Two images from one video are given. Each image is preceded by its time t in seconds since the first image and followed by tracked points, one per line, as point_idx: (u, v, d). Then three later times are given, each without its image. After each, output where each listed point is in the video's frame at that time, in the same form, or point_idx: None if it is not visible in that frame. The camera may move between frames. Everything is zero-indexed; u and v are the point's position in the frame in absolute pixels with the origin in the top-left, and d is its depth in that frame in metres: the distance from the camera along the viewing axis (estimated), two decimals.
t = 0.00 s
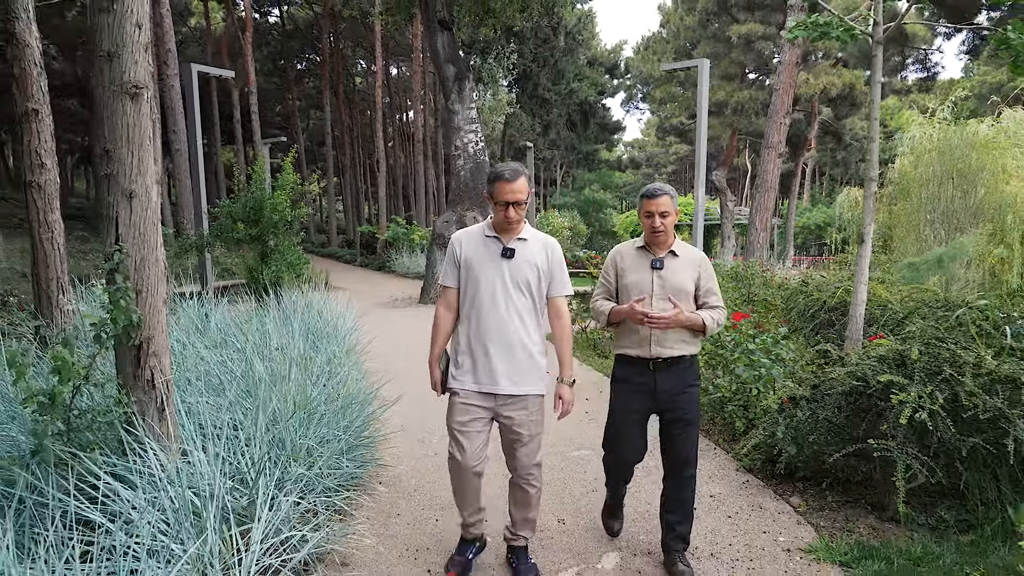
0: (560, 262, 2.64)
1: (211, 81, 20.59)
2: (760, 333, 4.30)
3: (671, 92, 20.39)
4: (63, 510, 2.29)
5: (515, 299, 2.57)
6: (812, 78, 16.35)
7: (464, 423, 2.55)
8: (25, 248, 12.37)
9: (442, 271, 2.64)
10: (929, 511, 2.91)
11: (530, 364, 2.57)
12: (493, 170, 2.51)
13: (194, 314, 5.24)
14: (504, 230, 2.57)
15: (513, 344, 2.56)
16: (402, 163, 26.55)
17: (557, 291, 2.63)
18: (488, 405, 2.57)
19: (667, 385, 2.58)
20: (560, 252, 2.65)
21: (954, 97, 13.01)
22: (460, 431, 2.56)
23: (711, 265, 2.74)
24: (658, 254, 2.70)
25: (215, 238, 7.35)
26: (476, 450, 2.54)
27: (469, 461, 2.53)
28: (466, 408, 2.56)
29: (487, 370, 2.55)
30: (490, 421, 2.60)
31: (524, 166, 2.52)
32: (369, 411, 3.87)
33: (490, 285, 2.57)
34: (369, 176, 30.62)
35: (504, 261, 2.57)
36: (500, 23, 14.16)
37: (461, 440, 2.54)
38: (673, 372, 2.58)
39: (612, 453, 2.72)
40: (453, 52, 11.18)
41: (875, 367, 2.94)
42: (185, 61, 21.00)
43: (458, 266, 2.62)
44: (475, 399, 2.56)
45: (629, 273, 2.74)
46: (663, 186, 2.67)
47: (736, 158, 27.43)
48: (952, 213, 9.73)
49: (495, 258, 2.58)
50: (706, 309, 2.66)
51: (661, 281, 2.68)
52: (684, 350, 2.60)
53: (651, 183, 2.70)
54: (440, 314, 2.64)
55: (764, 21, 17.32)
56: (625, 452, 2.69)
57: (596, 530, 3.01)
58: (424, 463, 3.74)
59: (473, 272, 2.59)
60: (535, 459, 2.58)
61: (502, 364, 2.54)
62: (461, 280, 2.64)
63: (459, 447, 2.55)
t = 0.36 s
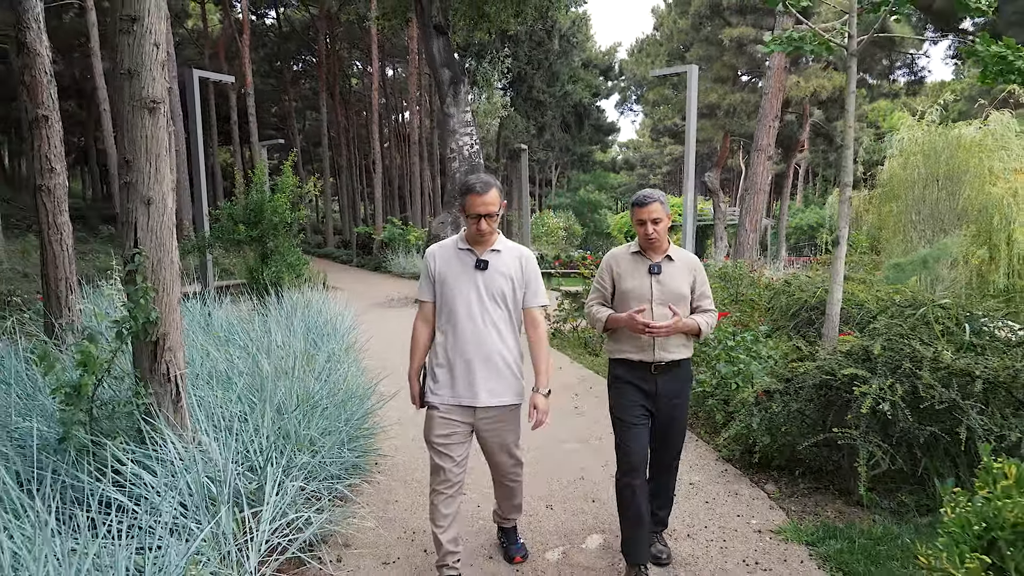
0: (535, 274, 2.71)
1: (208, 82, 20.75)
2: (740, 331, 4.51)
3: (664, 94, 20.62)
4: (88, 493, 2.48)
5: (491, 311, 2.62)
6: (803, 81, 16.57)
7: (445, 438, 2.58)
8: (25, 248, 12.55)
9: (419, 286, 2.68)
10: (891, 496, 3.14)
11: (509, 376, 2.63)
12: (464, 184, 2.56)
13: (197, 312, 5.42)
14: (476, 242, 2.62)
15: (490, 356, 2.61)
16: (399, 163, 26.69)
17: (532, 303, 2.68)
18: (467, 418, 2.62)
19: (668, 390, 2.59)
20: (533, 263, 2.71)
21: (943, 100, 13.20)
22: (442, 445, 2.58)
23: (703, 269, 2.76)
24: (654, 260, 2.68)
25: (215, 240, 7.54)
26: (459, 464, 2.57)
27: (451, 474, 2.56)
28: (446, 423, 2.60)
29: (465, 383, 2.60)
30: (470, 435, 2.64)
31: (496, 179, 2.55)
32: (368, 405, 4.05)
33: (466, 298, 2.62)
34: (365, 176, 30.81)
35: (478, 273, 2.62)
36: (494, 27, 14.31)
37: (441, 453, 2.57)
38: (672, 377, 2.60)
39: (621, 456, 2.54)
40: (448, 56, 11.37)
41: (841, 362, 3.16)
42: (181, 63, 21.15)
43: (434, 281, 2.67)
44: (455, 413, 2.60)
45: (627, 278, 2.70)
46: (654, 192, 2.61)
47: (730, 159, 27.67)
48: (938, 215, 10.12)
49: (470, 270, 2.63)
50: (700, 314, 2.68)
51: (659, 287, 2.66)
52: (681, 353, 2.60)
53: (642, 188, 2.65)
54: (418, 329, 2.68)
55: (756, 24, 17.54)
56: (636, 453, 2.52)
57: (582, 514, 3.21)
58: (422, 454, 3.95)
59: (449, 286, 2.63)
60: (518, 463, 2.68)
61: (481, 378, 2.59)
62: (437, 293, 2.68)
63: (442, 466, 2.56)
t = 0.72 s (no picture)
0: (509, 274, 2.69)
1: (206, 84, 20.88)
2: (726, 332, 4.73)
3: (658, 97, 20.86)
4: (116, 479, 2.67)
5: (466, 313, 2.59)
6: (795, 84, 16.80)
7: (427, 440, 2.58)
8: (27, 248, 12.72)
9: (395, 288, 2.64)
10: (864, 484, 3.36)
11: (487, 377, 2.58)
12: (436, 187, 2.55)
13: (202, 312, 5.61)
14: (451, 244, 2.61)
15: (467, 359, 2.57)
16: (396, 164, 26.87)
17: (506, 301, 2.68)
18: (445, 420, 2.56)
19: (658, 398, 2.64)
20: (509, 263, 2.69)
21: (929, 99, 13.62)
22: (424, 448, 2.58)
23: (686, 274, 2.82)
24: (637, 267, 2.73)
25: (219, 243, 7.73)
26: (442, 466, 2.59)
27: (435, 475, 2.59)
28: (425, 427, 2.58)
29: (442, 386, 2.56)
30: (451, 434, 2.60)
31: (464, 180, 2.57)
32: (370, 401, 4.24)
33: (442, 300, 2.58)
34: (361, 177, 30.98)
35: (453, 274, 2.60)
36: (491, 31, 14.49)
37: (424, 455, 2.58)
38: (662, 385, 2.64)
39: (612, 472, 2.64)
40: (445, 61, 11.55)
41: (815, 358, 3.37)
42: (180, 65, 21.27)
43: (410, 284, 2.63)
44: (432, 415, 2.56)
45: (614, 288, 2.73)
46: (632, 202, 2.69)
47: (724, 160, 27.93)
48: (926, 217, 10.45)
49: (445, 272, 2.61)
50: (687, 317, 2.74)
51: (647, 294, 2.70)
52: (671, 360, 2.65)
53: (619, 200, 2.73)
54: (392, 331, 2.61)
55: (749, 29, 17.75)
56: (625, 469, 2.61)
57: (572, 502, 3.41)
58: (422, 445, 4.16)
59: (426, 289, 2.60)
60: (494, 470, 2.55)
61: (458, 379, 2.55)
62: (413, 296, 2.64)
63: (424, 469, 2.60)
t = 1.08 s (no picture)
0: (521, 279, 2.72)
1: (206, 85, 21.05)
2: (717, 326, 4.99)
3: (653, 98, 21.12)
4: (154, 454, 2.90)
5: (476, 315, 2.63)
6: (788, 86, 17.07)
7: (437, 438, 2.67)
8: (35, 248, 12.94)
9: (409, 291, 2.71)
10: (843, 463, 3.60)
11: (495, 376, 2.62)
12: (446, 190, 2.61)
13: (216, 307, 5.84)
14: (462, 246, 2.65)
15: (476, 359, 2.61)
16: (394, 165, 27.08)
17: (516, 303, 2.71)
18: (455, 420, 2.64)
19: (647, 388, 2.65)
20: (518, 264, 2.72)
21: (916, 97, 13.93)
22: (435, 444, 2.69)
23: (685, 270, 2.81)
24: (633, 262, 2.76)
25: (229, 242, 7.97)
26: (451, 462, 2.69)
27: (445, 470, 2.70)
28: (438, 424, 2.66)
29: (451, 386, 2.62)
30: (461, 434, 2.67)
31: (475, 184, 2.60)
32: (380, 390, 4.48)
33: (452, 301, 2.64)
34: (360, 177, 31.20)
35: (463, 276, 2.65)
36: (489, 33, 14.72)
37: (435, 451, 2.69)
38: (652, 376, 2.65)
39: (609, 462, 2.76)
40: (445, 64, 11.79)
41: (798, 347, 3.61)
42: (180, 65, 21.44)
43: (424, 286, 2.71)
44: (442, 413, 2.65)
45: (607, 282, 2.81)
46: (633, 198, 2.70)
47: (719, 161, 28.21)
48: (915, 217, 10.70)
49: (455, 274, 2.66)
50: (682, 315, 2.73)
51: (638, 289, 2.74)
52: (661, 354, 2.66)
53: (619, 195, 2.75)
54: (407, 331, 2.70)
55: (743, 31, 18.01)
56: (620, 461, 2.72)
57: (574, 482, 3.66)
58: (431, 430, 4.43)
59: (437, 290, 2.66)
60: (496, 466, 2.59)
61: (466, 378, 2.60)
62: (425, 297, 2.71)
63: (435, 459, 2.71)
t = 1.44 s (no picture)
0: (536, 275, 2.82)
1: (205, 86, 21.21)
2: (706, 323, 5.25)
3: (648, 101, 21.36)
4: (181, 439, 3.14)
5: (490, 310, 2.74)
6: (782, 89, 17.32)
7: (443, 429, 2.72)
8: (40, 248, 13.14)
9: (422, 286, 2.85)
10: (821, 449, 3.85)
11: (506, 372, 2.72)
12: (465, 185, 2.69)
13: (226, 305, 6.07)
14: (478, 242, 2.76)
15: (488, 352, 2.72)
16: (392, 166, 27.28)
17: (531, 298, 2.78)
18: (463, 412, 2.73)
19: (638, 393, 2.70)
20: (533, 262, 2.81)
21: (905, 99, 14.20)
22: (440, 438, 2.72)
23: (686, 278, 2.82)
24: (632, 268, 2.82)
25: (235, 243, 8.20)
26: (455, 456, 2.72)
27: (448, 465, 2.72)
28: (444, 415, 2.73)
29: (462, 379, 2.73)
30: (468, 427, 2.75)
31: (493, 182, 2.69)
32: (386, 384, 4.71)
33: (465, 295, 2.76)
34: (358, 178, 31.41)
35: (478, 272, 2.76)
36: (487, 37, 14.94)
37: (440, 446, 2.71)
38: (644, 382, 2.71)
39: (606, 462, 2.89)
40: (444, 68, 12.02)
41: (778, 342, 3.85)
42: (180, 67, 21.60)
43: (438, 281, 2.82)
44: (454, 406, 2.73)
45: (605, 285, 2.88)
46: (633, 203, 2.76)
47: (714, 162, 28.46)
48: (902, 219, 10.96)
49: (470, 269, 2.77)
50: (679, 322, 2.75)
51: (634, 294, 2.79)
52: (651, 359, 2.70)
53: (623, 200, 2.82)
54: (422, 323, 2.86)
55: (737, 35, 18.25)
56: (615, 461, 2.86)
57: (569, 468, 3.92)
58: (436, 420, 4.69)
59: (451, 285, 2.78)
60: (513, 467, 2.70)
61: (481, 373, 2.69)
62: (439, 291, 2.84)
63: (436, 453, 2.72)
